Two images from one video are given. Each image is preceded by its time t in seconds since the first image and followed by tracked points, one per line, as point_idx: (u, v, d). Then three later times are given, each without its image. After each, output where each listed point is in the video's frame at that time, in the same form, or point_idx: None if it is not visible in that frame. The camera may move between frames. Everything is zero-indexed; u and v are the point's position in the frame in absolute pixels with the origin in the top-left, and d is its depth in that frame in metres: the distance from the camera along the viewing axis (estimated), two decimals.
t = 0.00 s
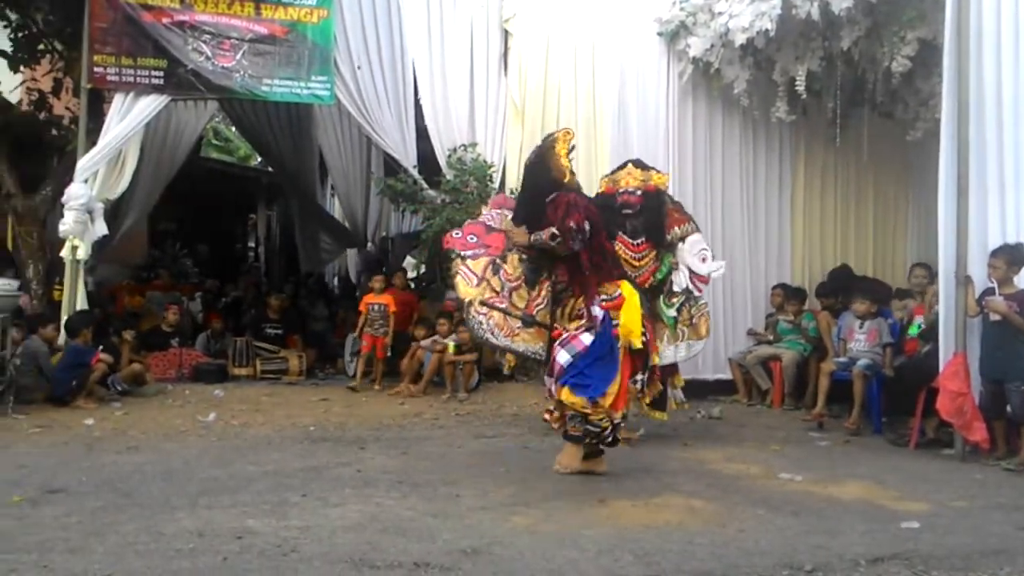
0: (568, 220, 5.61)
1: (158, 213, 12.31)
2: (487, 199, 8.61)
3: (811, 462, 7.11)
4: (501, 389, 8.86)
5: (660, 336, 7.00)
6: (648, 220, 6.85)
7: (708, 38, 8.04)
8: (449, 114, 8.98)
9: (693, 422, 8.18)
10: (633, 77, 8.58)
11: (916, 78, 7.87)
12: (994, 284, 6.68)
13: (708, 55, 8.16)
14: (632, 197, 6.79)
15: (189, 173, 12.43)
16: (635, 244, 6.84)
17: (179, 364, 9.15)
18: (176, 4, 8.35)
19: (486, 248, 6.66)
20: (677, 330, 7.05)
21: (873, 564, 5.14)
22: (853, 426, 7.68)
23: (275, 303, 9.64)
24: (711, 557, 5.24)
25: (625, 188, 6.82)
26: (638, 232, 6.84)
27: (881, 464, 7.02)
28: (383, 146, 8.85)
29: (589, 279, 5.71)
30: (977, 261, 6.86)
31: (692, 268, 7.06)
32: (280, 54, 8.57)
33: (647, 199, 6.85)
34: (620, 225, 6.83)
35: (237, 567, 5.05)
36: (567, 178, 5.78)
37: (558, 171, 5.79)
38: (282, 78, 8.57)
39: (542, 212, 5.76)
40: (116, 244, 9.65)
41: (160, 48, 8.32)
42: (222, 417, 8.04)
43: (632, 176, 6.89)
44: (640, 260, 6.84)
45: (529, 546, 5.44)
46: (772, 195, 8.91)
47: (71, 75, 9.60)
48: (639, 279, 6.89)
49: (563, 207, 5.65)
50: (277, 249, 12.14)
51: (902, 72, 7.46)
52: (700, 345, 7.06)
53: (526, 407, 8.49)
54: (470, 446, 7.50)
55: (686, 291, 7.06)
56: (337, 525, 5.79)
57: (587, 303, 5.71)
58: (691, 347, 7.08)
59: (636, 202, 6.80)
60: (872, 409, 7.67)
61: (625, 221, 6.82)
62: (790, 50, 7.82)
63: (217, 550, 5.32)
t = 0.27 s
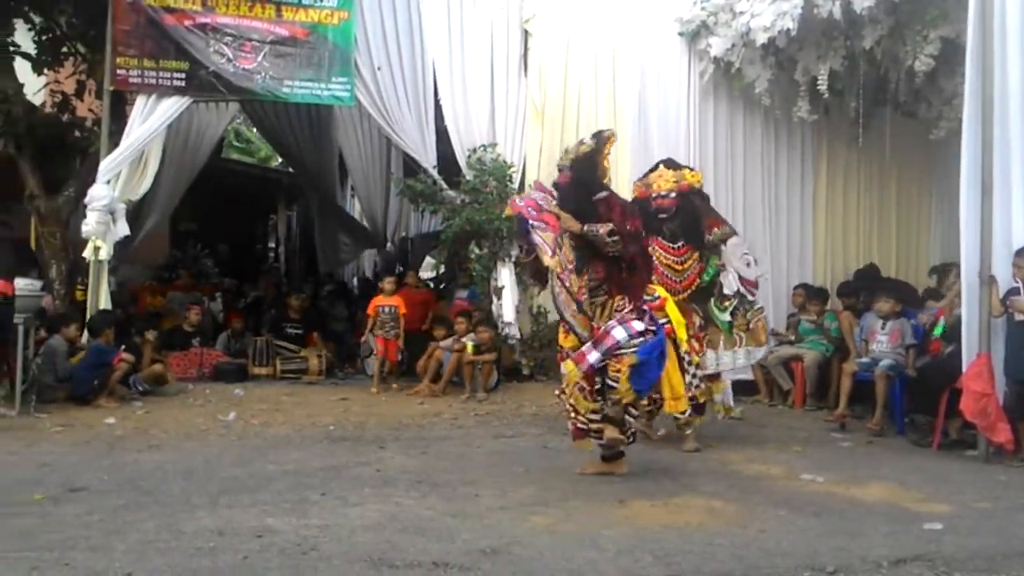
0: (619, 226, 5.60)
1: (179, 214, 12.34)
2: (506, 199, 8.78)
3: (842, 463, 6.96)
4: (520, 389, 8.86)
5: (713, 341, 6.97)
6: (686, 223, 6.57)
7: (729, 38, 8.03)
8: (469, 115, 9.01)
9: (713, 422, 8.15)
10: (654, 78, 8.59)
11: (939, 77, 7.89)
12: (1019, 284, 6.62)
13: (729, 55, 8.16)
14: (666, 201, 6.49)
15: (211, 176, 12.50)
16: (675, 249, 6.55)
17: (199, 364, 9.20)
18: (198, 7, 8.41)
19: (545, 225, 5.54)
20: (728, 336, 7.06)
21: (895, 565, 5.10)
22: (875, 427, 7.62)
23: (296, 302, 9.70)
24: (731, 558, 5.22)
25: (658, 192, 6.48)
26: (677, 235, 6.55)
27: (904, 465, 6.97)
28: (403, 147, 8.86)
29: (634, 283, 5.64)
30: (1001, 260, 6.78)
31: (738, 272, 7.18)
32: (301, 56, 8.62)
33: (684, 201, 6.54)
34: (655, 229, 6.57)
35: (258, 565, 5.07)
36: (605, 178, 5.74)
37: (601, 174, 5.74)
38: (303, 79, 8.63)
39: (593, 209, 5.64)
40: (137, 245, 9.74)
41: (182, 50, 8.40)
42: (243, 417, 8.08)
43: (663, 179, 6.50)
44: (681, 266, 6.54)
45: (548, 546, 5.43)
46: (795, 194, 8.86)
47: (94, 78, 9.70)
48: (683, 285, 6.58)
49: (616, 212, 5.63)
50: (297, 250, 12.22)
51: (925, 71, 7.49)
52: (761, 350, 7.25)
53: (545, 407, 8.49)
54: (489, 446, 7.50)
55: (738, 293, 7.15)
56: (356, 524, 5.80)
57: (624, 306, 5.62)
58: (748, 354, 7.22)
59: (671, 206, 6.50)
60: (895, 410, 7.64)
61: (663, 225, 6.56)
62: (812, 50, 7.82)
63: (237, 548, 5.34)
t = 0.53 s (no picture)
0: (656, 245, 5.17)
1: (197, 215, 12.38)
2: (525, 199, 8.75)
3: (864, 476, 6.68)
4: (537, 390, 8.88)
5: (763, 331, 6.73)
6: (715, 228, 6.14)
7: (747, 38, 8.11)
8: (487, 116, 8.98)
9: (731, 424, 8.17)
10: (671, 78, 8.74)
11: (957, 77, 7.91)
12: None
13: (748, 55, 8.22)
14: (694, 211, 6.01)
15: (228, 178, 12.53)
16: (707, 251, 6.15)
17: (218, 364, 9.24)
18: (216, 8, 8.42)
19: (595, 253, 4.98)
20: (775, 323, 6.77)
21: (914, 567, 5.10)
22: (894, 428, 7.67)
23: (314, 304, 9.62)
24: (750, 559, 5.22)
25: (685, 203, 5.98)
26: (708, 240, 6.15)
27: (922, 467, 6.96)
28: (421, 148, 8.90)
29: (656, 313, 5.21)
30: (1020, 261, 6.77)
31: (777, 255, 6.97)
32: (319, 57, 8.62)
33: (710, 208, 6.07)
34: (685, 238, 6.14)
35: (276, 565, 5.07)
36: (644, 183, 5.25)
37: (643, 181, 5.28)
38: (320, 80, 8.64)
39: (632, 228, 5.17)
40: (156, 245, 9.75)
41: (200, 51, 8.41)
42: (260, 417, 8.10)
43: (683, 185, 5.98)
44: (715, 267, 6.15)
45: (568, 547, 5.44)
46: (812, 195, 8.92)
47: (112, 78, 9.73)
48: (719, 286, 6.24)
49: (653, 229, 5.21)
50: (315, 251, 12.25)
51: (943, 71, 7.53)
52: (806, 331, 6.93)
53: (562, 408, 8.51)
54: (507, 447, 7.50)
55: (778, 277, 6.93)
56: (375, 525, 5.81)
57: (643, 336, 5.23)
58: (796, 337, 6.93)
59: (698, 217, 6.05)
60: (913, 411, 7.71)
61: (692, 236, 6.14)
62: (831, 50, 7.84)
63: (256, 548, 5.34)
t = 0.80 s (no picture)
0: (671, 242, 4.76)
1: (212, 217, 12.44)
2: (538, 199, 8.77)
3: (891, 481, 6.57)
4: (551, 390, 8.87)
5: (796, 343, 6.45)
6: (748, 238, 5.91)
7: (762, 38, 8.04)
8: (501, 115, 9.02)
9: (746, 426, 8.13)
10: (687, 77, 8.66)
11: (974, 75, 7.87)
12: None
13: (762, 55, 8.16)
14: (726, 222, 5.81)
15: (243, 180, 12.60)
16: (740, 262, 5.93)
17: (233, 365, 9.27)
18: (231, 10, 8.45)
19: (581, 256, 4.94)
20: (802, 335, 6.46)
21: (930, 567, 5.07)
22: (911, 428, 7.68)
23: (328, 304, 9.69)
24: (764, 559, 5.19)
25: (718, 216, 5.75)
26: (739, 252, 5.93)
27: (938, 467, 6.92)
28: (436, 149, 8.91)
29: (666, 312, 4.87)
30: None
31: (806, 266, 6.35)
32: (333, 58, 8.65)
33: (743, 217, 5.84)
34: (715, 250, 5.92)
35: (289, 565, 5.07)
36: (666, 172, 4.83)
37: (669, 168, 4.86)
38: (334, 81, 8.66)
39: (645, 222, 4.74)
40: (171, 247, 9.80)
41: (215, 52, 8.45)
42: (275, 417, 8.12)
43: (714, 199, 5.66)
44: (752, 278, 5.96)
45: (581, 547, 5.42)
46: (828, 194, 8.86)
47: (128, 81, 9.77)
48: (753, 297, 6.08)
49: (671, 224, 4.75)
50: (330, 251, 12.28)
51: (959, 69, 7.49)
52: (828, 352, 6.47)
53: (576, 409, 8.50)
54: (521, 448, 7.49)
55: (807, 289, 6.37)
56: (388, 525, 5.81)
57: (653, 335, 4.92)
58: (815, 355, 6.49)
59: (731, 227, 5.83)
60: (930, 410, 7.71)
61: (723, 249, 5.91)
62: (846, 49, 7.81)
63: (270, 548, 5.35)
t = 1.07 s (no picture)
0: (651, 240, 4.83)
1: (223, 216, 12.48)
2: (549, 199, 8.63)
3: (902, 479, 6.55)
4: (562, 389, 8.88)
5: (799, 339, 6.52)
6: (772, 223, 6.23)
7: (773, 37, 8.04)
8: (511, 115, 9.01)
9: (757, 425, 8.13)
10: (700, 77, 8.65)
11: (986, 74, 7.86)
12: None
13: (773, 53, 8.15)
14: (751, 204, 6.19)
15: (252, 179, 12.62)
16: (759, 252, 6.29)
17: (244, 364, 9.31)
18: (241, 8, 8.45)
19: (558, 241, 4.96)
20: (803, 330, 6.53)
21: (941, 567, 5.07)
22: (925, 427, 7.72)
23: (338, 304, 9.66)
24: (776, 559, 5.20)
25: (744, 197, 6.21)
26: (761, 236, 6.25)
27: (950, 467, 6.91)
28: (447, 148, 8.90)
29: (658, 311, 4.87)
30: None
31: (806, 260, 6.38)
32: (343, 57, 8.64)
33: (769, 199, 6.19)
34: (739, 231, 6.34)
35: (301, 564, 5.08)
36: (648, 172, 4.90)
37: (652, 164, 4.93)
38: (345, 80, 8.66)
39: (620, 217, 4.80)
40: (182, 247, 9.83)
41: (225, 51, 8.45)
42: (286, 416, 8.14)
43: (745, 178, 6.17)
44: (766, 269, 6.29)
45: (593, 547, 5.43)
46: (839, 194, 8.85)
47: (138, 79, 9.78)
48: (768, 291, 6.35)
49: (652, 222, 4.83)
50: (342, 250, 12.31)
51: (971, 68, 7.47)
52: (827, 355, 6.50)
53: (587, 408, 8.52)
54: (532, 447, 7.50)
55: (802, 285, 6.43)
56: (401, 524, 5.82)
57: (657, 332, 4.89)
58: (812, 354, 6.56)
59: (756, 207, 6.20)
60: (942, 409, 7.70)
61: (745, 228, 6.30)
62: (857, 47, 7.79)
63: (283, 546, 5.36)
